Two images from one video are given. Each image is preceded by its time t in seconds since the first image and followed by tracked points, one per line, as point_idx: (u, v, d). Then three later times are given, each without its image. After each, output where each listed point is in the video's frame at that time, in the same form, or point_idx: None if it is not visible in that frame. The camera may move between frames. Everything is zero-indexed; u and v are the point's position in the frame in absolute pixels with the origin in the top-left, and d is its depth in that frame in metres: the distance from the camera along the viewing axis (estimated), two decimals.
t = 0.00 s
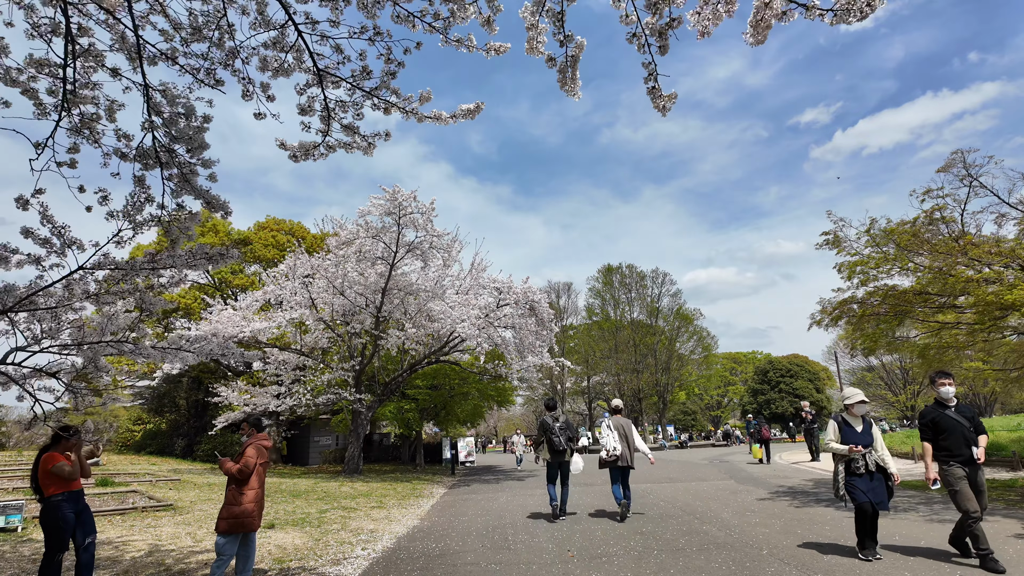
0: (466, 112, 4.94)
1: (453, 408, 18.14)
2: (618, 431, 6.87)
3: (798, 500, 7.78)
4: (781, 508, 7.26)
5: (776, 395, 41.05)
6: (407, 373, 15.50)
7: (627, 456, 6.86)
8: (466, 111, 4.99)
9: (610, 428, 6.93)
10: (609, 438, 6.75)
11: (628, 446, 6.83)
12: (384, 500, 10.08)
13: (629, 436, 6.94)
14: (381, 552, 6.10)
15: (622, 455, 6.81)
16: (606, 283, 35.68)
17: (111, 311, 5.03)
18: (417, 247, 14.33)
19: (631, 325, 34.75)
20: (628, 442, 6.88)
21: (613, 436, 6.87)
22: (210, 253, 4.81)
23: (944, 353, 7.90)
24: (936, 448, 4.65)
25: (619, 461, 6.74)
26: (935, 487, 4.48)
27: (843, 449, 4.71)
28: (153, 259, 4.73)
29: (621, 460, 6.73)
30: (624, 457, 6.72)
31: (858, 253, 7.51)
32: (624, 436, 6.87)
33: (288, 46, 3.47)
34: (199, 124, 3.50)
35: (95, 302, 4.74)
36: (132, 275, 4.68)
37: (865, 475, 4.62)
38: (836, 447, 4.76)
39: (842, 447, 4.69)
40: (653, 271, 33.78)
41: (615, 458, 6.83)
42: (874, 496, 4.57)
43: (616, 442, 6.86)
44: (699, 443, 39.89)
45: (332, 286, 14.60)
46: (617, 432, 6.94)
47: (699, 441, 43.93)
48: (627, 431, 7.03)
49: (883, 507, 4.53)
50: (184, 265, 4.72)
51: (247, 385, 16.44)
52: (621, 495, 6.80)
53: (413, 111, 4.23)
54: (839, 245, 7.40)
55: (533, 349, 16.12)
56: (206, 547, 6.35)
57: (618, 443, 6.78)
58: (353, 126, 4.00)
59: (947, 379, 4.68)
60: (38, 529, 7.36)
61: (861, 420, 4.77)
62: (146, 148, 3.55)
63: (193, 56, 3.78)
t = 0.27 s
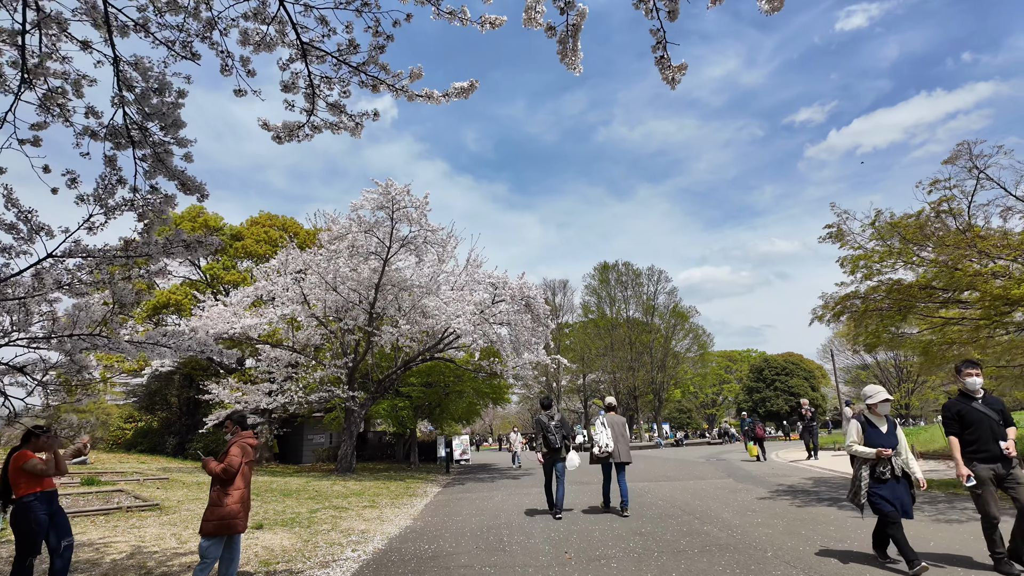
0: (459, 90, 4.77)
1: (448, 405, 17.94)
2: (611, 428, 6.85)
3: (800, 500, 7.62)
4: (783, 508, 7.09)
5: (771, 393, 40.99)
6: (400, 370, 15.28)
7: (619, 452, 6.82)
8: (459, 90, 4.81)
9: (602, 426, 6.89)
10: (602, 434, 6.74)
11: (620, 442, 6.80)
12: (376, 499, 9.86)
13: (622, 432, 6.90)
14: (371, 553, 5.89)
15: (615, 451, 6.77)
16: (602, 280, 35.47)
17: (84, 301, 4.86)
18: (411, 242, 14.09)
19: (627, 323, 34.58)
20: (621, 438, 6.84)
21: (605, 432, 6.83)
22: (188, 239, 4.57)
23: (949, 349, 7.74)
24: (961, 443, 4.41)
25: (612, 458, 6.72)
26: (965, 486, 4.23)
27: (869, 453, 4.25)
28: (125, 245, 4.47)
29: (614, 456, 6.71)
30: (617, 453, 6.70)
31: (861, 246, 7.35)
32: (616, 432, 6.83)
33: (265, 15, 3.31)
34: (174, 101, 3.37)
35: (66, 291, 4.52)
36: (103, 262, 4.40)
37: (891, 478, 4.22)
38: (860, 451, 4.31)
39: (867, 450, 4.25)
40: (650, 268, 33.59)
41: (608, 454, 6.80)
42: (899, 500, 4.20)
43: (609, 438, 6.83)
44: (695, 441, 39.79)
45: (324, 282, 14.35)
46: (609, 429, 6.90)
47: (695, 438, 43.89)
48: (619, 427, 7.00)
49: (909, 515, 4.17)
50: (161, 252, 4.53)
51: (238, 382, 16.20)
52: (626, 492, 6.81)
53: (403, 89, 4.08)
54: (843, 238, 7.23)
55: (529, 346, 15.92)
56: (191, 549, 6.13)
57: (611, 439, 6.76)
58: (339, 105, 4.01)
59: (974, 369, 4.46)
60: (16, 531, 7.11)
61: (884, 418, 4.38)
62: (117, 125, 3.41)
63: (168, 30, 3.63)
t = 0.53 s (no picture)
0: (454, 71, 4.60)
1: (443, 404, 17.73)
2: (601, 429, 6.71)
3: (803, 501, 7.46)
4: (786, 510, 6.93)
5: (767, 392, 40.93)
6: (395, 369, 15.07)
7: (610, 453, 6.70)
8: (455, 69, 4.64)
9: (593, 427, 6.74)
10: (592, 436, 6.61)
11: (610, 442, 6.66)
12: (369, 501, 9.65)
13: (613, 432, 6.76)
14: (362, 558, 5.68)
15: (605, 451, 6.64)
16: (599, 279, 35.28)
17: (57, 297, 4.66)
18: (405, 239, 13.86)
19: (623, 322, 34.42)
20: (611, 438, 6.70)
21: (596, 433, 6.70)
22: (166, 231, 4.38)
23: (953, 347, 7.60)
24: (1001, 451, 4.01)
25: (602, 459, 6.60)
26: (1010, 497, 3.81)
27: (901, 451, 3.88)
28: (99, 236, 4.27)
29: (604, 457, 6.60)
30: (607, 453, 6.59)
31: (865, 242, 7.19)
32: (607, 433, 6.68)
33: None
34: (145, 78, 3.45)
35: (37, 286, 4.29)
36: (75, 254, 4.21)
37: (925, 480, 3.85)
38: (893, 452, 3.95)
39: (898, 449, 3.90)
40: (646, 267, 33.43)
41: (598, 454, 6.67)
42: (934, 505, 3.81)
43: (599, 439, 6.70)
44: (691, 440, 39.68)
45: (317, 279, 14.12)
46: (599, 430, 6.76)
47: (691, 437, 43.82)
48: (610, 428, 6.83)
49: (949, 523, 3.76)
50: (138, 244, 4.37)
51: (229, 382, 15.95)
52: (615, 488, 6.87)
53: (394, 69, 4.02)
54: (846, 234, 7.06)
55: (525, 345, 15.73)
56: (176, 554, 5.91)
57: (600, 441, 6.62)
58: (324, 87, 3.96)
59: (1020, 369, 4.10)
60: None
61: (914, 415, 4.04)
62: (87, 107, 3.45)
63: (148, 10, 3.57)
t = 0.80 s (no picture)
0: (445, 43, 4.45)
1: (435, 401, 17.52)
2: (591, 427, 6.55)
3: (801, 499, 7.33)
4: (784, 508, 6.79)
5: (759, 390, 40.96)
6: (386, 365, 14.86)
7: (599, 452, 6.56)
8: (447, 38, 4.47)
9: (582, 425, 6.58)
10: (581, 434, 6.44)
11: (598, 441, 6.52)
12: (358, 500, 9.44)
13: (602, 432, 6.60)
14: (349, 558, 5.49)
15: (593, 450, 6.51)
16: (592, 277, 35.12)
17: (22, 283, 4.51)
18: (397, 233, 13.63)
19: (616, 320, 34.28)
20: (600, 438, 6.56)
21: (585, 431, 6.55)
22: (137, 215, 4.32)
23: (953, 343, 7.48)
24: None
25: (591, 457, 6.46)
26: None
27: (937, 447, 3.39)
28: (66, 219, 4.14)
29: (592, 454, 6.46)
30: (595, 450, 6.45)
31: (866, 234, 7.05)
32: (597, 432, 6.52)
33: None
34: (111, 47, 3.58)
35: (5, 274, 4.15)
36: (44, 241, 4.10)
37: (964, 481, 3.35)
38: (925, 450, 3.44)
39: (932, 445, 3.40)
40: (640, 265, 33.30)
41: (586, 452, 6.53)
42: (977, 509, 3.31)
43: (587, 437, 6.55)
44: (684, 437, 39.66)
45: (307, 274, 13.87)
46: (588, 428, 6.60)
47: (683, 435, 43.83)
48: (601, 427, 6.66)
49: (990, 533, 3.25)
50: (108, 228, 4.27)
51: (218, 378, 15.69)
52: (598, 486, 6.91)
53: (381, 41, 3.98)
54: (846, 226, 6.92)
55: (518, 341, 15.54)
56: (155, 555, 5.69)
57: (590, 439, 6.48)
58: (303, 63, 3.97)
59: None
60: None
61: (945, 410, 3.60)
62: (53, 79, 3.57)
63: None
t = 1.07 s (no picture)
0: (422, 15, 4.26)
1: (409, 399, 17.21)
2: (564, 425, 6.38)
3: (779, 500, 7.27)
4: (762, 508, 6.72)
5: (733, 389, 41.41)
6: (360, 362, 14.51)
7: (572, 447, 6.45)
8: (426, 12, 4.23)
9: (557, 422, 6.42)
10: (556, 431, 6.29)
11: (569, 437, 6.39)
12: (329, 500, 9.14)
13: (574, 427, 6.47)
14: (315, 563, 5.24)
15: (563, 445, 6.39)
16: (570, 275, 35.04)
17: None
18: (373, 227, 13.30)
19: (594, 318, 34.25)
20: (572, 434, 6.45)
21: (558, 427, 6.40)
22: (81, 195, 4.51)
23: (929, 344, 7.51)
24: None
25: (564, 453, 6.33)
26: None
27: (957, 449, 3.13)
28: (3, 198, 4.35)
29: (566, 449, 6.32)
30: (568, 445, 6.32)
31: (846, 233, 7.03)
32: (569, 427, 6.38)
33: None
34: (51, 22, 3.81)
35: None
36: None
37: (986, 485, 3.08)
38: (943, 451, 3.19)
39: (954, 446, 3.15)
40: (618, 264, 33.31)
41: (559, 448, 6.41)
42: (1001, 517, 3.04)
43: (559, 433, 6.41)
44: (658, 436, 39.90)
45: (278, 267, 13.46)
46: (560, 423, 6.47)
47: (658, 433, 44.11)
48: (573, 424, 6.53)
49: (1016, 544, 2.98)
50: (51, 204, 4.49)
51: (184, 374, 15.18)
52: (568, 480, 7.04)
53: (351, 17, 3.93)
54: (827, 224, 6.88)
55: (495, 339, 15.33)
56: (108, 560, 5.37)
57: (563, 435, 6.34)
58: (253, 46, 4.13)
59: None
60: None
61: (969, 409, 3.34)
62: None
63: None
